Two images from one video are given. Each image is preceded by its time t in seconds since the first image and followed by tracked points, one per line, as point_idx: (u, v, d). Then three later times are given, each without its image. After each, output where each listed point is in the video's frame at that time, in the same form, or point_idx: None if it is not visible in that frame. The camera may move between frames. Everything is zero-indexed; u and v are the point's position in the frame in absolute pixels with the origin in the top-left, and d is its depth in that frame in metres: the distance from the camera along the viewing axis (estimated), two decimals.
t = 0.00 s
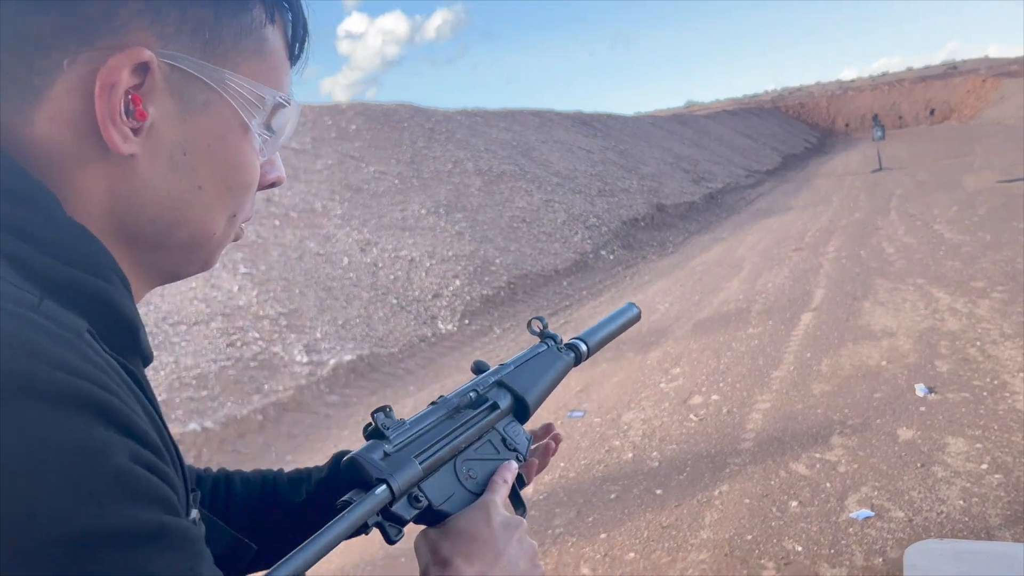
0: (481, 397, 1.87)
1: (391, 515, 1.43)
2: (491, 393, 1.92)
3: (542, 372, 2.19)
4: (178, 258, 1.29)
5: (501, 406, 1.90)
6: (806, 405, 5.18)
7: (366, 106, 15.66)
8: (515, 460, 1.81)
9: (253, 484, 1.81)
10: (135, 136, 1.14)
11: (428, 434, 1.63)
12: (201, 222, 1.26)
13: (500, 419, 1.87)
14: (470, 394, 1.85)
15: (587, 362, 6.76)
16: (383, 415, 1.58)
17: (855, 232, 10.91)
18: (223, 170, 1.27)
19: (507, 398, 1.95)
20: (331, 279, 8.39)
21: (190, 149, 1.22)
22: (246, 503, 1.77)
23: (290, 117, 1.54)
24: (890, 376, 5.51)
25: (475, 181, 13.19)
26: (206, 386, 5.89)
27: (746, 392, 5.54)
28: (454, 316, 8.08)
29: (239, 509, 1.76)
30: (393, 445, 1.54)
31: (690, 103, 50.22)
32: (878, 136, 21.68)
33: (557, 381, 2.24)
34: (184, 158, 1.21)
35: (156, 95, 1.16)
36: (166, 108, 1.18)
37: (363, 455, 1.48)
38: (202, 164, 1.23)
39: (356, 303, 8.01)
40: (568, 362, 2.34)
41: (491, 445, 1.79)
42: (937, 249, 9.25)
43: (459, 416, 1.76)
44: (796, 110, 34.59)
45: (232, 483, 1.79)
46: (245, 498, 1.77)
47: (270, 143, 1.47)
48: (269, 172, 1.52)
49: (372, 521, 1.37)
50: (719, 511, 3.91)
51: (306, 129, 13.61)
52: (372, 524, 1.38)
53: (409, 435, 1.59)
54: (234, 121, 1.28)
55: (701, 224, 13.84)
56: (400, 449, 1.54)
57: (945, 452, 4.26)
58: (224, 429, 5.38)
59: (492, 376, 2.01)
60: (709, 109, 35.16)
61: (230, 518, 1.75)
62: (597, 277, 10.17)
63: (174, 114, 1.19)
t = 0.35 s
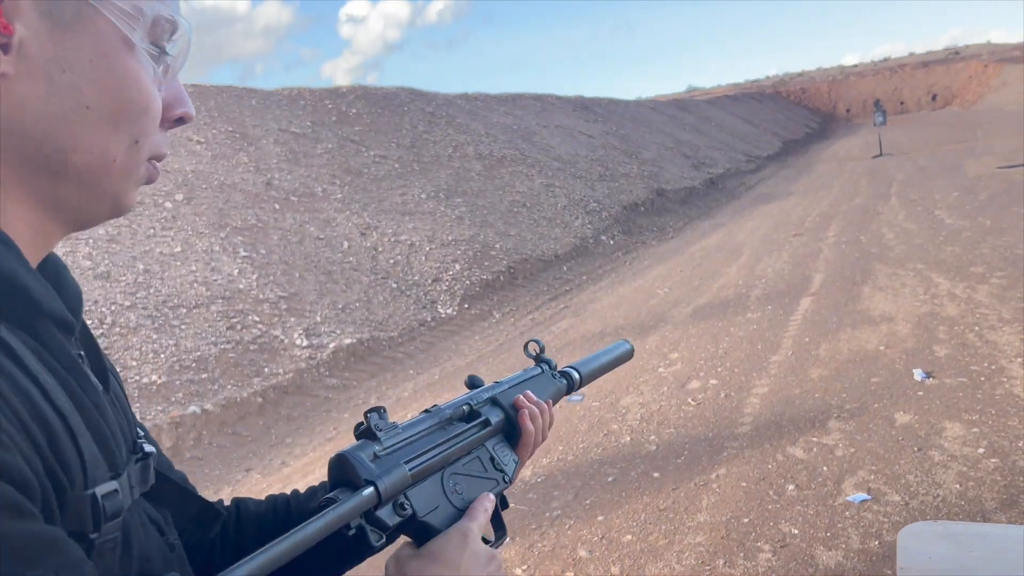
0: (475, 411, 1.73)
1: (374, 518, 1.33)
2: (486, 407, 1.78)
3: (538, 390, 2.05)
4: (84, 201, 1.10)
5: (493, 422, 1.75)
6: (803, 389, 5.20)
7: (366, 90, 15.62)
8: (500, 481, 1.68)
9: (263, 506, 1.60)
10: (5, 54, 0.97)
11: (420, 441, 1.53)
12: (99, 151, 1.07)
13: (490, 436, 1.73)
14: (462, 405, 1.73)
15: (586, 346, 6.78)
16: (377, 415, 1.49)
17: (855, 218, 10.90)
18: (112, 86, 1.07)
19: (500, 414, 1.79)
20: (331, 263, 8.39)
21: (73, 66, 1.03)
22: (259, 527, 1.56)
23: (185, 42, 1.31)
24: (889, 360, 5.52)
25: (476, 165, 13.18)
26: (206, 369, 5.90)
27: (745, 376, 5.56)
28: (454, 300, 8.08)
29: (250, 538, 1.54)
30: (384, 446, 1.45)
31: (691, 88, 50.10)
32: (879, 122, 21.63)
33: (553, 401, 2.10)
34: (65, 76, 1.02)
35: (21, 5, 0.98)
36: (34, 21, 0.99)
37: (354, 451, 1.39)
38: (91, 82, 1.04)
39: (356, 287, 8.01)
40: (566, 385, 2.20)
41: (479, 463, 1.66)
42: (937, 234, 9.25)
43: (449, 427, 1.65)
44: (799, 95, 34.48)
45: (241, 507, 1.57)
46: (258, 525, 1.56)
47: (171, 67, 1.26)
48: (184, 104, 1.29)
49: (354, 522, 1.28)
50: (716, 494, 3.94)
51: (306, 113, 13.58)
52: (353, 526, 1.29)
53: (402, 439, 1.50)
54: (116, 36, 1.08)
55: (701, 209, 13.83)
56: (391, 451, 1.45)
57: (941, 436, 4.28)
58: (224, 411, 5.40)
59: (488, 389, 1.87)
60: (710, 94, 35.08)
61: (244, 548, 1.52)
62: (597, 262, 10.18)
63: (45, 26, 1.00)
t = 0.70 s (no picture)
0: (437, 418, 1.69)
1: (346, 536, 1.31)
2: (447, 413, 1.74)
3: (499, 392, 2.01)
4: None
5: (454, 430, 1.71)
6: (804, 376, 5.22)
7: (368, 77, 15.59)
8: (458, 492, 1.68)
9: (218, 515, 1.47)
10: None
11: (388, 453, 1.49)
12: None
13: (451, 445, 1.70)
14: (425, 411, 1.68)
15: (588, 333, 6.80)
16: (346, 425, 1.43)
17: (859, 205, 10.87)
18: None
19: (459, 421, 1.75)
20: (333, 251, 8.40)
21: None
22: (211, 540, 1.44)
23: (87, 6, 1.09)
24: (890, 347, 5.53)
25: (478, 152, 13.17)
26: (208, 356, 5.91)
27: (746, 363, 5.57)
28: (456, 288, 8.07)
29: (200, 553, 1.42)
30: (354, 459, 1.40)
31: (695, 76, 49.94)
32: (884, 109, 21.55)
33: (513, 401, 2.07)
34: None
35: None
36: None
37: (324, 466, 1.34)
38: None
39: (359, 275, 8.03)
40: (527, 381, 2.16)
41: (440, 473, 1.65)
42: (940, 222, 9.23)
43: (413, 434, 1.61)
44: (803, 83, 34.36)
45: (197, 514, 1.44)
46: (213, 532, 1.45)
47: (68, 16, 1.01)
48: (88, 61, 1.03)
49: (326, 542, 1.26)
50: (717, 481, 3.95)
51: (309, 100, 13.56)
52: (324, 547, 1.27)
53: (372, 451, 1.45)
54: None
55: (704, 197, 13.81)
56: (361, 464, 1.41)
57: (942, 423, 4.29)
58: (227, 397, 5.41)
59: (448, 392, 1.81)
60: (713, 82, 34.98)
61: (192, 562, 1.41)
62: (599, 250, 10.18)
63: None
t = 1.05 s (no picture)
0: (407, 392, 1.64)
1: (310, 527, 1.29)
2: (417, 387, 1.69)
3: (472, 361, 1.96)
4: None
5: (424, 404, 1.66)
6: (808, 368, 5.22)
7: (371, 70, 15.57)
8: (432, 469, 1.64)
9: (181, 515, 1.52)
10: None
11: (354, 433, 1.44)
12: None
13: (423, 420, 1.65)
14: (393, 385, 1.62)
15: (591, 326, 6.80)
16: (304, 405, 1.37)
17: (863, 198, 10.84)
18: None
19: (430, 393, 1.70)
20: (337, 244, 8.41)
21: None
22: (174, 538, 1.48)
23: None
24: (893, 340, 5.52)
25: (482, 145, 13.16)
26: (212, 349, 5.93)
27: (750, 356, 5.57)
28: (459, 280, 8.07)
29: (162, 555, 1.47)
30: (315, 440, 1.35)
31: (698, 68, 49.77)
32: (889, 100, 21.47)
33: (487, 370, 2.02)
34: None
35: None
36: None
37: (283, 451, 1.29)
38: None
39: (363, 267, 8.03)
40: (499, 349, 2.12)
41: (411, 452, 1.60)
42: (944, 214, 9.21)
43: (381, 411, 1.55)
44: (806, 76, 34.25)
45: (158, 516, 1.49)
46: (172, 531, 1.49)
47: None
48: None
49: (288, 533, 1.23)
50: (720, 473, 3.96)
51: (312, 93, 13.55)
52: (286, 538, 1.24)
53: (334, 430, 1.40)
54: None
55: (707, 190, 13.79)
56: (323, 446, 1.36)
57: (946, 416, 4.28)
58: (231, 390, 5.42)
59: (418, 363, 1.76)
60: (717, 74, 34.88)
61: (155, 568, 1.46)
62: (602, 243, 10.18)
63: None
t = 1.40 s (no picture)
0: (367, 389, 1.63)
1: (246, 530, 1.29)
2: (378, 384, 1.68)
3: (441, 357, 1.94)
4: None
5: (384, 402, 1.66)
6: (811, 365, 5.21)
7: (374, 67, 15.55)
8: (385, 469, 1.63)
9: (154, 507, 1.61)
10: None
11: (304, 433, 1.44)
12: None
13: (380, 418, 1.64)
14: (352, 382, 1.62)
15: (594, 323, 6.79)
16: (254, 403, 1.37)
17: (866, 195, 10.80)
18: None
19: (391, 391, 1.69)
20: (340, 240, 8.41)
21: None
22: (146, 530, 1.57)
23: None
24: (897, 337, 5.51)
25: (485, 142, 13.14)
26: (215, 345, 5.94)
27: (753, 353, 5.56)
28: (462, 277, 8.06)
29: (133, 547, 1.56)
30: (260, 439, 1.35)
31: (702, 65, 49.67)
32: (894, 96, 21.40)
33: (456, 367, 2.00)
34: None
35: None
36: None
37: (225, 450, 1.29)
38: None
39: (366, 264, 8.03)
40: (471, 345, 2.09)
41: (364, 452, 1.59)
42: (949, 211, 9.18)
43: (336, 409, 1.55)
44: (811, 72, 34.15)
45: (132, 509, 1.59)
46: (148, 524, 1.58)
47: None
48: None
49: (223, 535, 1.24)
50: (723, 470, 3.95)
51: (316, 89, 13.54)
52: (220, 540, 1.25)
53: (283, 429, 1.40)
54: None
55: (711, 186, 13.76)
56: (268, 446, 1.36)
57: (949, 414, 4.27)
58: (233, 386, 5.43)
59: (382, 360, 1.75)
60: (721, 71, 34.80)
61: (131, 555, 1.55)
62: (605, 240, 10.17)
63: None
